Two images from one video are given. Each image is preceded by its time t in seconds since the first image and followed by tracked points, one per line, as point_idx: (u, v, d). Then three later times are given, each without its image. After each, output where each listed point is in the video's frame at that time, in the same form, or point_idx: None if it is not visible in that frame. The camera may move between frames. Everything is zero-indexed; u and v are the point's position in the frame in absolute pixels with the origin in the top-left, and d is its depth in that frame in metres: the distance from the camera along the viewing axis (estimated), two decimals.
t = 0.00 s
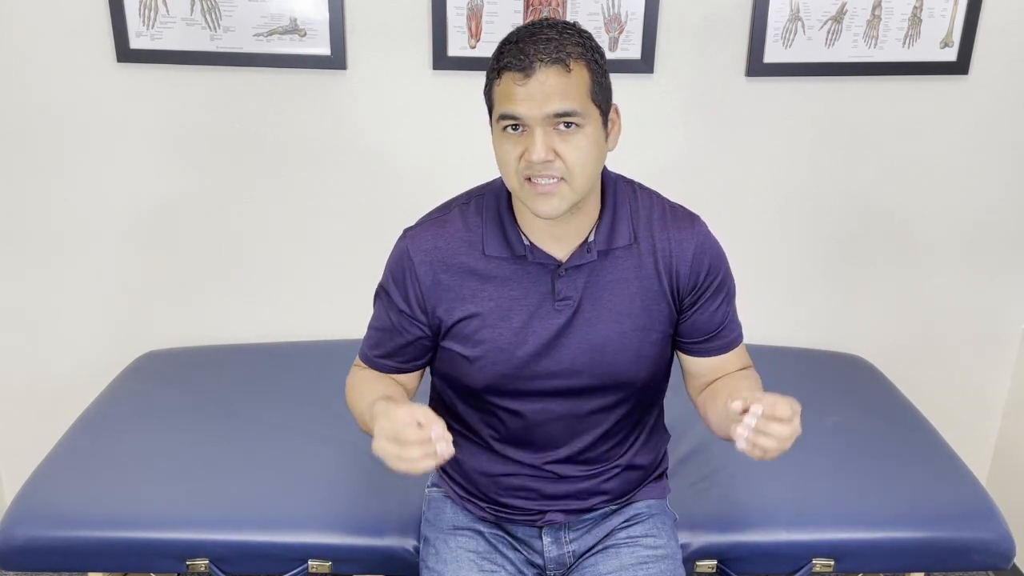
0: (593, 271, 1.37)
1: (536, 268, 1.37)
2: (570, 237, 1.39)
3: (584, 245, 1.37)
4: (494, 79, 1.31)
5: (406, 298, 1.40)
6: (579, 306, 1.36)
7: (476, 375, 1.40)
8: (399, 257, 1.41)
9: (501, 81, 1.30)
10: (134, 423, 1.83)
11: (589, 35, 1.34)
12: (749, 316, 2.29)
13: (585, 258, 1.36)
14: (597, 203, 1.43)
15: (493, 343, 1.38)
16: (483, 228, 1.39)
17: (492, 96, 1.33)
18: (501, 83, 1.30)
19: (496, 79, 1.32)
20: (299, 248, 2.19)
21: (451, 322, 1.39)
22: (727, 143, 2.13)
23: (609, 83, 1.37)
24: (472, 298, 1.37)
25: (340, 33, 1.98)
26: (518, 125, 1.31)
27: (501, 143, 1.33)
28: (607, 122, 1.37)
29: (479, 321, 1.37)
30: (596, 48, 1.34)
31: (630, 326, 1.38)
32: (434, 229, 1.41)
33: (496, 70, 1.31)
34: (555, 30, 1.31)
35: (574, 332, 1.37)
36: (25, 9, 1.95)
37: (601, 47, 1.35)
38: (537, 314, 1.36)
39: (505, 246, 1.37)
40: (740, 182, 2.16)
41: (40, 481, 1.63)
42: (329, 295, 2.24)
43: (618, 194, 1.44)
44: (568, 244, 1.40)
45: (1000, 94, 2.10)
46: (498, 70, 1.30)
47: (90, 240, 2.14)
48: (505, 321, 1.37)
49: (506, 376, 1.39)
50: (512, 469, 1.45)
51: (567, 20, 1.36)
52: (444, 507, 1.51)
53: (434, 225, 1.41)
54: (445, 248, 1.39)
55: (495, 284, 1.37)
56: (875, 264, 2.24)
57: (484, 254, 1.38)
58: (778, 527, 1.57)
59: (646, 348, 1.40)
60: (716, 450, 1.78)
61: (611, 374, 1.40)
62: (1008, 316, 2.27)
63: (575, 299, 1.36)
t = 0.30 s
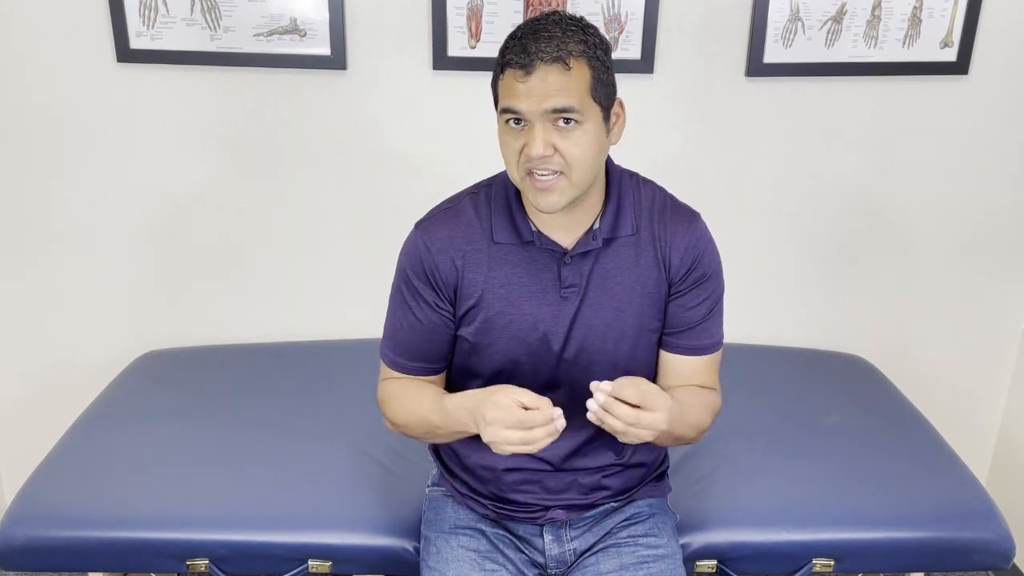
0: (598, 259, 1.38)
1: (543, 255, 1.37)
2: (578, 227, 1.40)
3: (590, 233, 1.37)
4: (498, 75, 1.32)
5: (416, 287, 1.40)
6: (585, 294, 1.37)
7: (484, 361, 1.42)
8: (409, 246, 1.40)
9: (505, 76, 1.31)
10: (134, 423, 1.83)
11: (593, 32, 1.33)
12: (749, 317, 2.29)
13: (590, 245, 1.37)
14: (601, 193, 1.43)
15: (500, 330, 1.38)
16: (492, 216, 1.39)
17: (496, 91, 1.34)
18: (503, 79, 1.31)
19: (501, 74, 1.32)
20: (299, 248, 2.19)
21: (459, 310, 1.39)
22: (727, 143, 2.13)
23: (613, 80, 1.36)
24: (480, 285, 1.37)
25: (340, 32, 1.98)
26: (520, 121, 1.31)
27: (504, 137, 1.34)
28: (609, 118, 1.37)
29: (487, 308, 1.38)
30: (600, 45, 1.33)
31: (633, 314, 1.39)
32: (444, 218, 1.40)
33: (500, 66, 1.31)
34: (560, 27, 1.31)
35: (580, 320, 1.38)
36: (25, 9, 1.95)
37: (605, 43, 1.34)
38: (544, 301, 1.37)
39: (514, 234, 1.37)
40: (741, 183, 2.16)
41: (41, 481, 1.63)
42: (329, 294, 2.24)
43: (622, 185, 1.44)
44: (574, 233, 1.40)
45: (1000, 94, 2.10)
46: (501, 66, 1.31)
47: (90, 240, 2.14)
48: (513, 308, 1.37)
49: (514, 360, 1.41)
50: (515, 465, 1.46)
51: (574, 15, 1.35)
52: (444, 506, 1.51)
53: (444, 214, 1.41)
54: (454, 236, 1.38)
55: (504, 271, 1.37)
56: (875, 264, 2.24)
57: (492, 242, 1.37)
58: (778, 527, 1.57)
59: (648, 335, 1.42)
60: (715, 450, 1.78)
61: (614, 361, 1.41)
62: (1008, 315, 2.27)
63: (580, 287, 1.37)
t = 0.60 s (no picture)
0: (596, 259, 1.38)
1: (540, 256, 1.37)
2: (574, 230, 1.39)
3: (587, 233, 1.38)
4: (498, 82, 1.32)
5: (413, 290, 1.40)
6: (583, 294, 1.37)
7: (482, 362, 1.42)
8: (406, 248, 1.40)
9: (504, 85, 1.30)
10: (134, 423, 1.83)
11: (594, 41, 1.32)
12: (749, 316, 2.29)
13: (588, 246, 1.37)
14: (598, 195, 1.43)
15: (497, 331, 1.39)
16: (489, 217, 1.39)
17: (495, 98, 1.33)
18: (503, 87, 1.30)
19: (500, 82, 1.32)
20: (299, 248, 2.19)
21: (457, 312, 1.39)
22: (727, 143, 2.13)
23: (613, 90, 1.35)
24: (477, 287, 1.37)
25: (340, 32, 1.98)
26: (518, 130, 1.31)
27: (502, 145, 1.34)
28: (607, 127, 1.37)
29: (484, 310, 1.38)
30: (600, 55, 1.32)
31: (631, 314, 1.39)
32: (441, 221, 1.40)
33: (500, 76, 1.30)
34: (560, 37, 1.30)
35: (578, 320, 1.38)
36: (26, 9, 1.95)
37: (606, 53, 1.33)
38: (542, 302, 1.37)
39: (510, 235, 1.37)
40: (741, 183, 2.16)
41: (40, 482, 1.63)
42: (329, 294, 2.24)
43: (619, 184, 1.44)
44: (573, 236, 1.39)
45: (1000, 94, 2.10)
46: (500, 76, 1.30)
47: (89, 240, 2.14)
48: (510, 308, 1.37)
49: (511, 361, 1.41)
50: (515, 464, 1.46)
51: (575, 22, 1.33)
52: (444, 506, 1.51)
53: (441, 216, 1.41)
54: (451, 238, 1.38)
55: (500, 273, 1.37)
56: (875, 264, 2.24)
57: (489, 243, 1.37)
58: (778, 527, 1.57)
59: (647, 335, 1.42)
60: (715, 450, 1.78)
61: (612, 361, 1.42)
62: (1008, 315, 2.27)
63: (578, 287, 1.37)
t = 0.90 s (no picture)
0: (594, 264, 1.38)
1: (537, 261, 1.37)
2: (572, 234, 1.39)
3: (586, 238, 1.37)
4: (500, 80, 1.32)
5: (410, 292, 1.40)
6: (580, 299, 1.37)
7: (478, 366, 1.42)
8: (403, 250, 1.40)
9: (507, 83, 1.30)
10: (133, 423, 1.83)
11: (597, 41, 1.33)
12: (749, 316, 2.29)
13: (586, 251, 1.37)
14: (598, 198, 1.43)
15: (495, 334, 1.39)
16: (487, 220, 1.39)
17: (497, 96, 1.33)
18: (505, 85, 1.31)
19: (502, 80, 1.32)
20: (299, 248, 2.19)
21: (454, 315, 1.39)
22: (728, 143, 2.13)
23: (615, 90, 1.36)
24: (474, 290, 1.37)
25: (340, 32, 1.98)
26: (521, 127, 1.31)
27: (504, 143, 1.34)
28: (609, 127, 1.37)
29: (481, 314, 1.38)
30: (604, 54, 1.33)
31: (628, 320, 1.39)
32: (439, 223, 1.40)
33: (502, 73, 1.31)
34: (564, 35, 1.30)
35: (575, 325, 1.38)
36: (25, 9, 1.95)
37: (609, 52, 1.34)
38: (540, 307, 1.37)
39: (508, 239, 1.37)
40: (741, 183, 2.16)
41: (40, 482, 1.63)
42: (329, 294, 2.24)
43: (619, 189, 1.44)
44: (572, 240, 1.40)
45: (1000, 94, 2.10)
46: (504, 73, 1.30)
47: (89, 240, 2.14)
48: (507, 313, 1.37)
49: (507, 365, 1.41)
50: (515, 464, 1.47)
51: (578, 21, 1.34)
52: (444, 507, 1.51)
53: (439, 219, 1.41)
54: (449, 241, 1.38)
55: (497, 277, 1.37)
56: (875, 264, 2.24)
57: (487, 246, 1.37)
58: (777, 528, 1.57)
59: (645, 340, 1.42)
60: (715, 451, 1.78)
61: (609, 366, 1.42)
62: (1008, 315, 2.27)
63: (575, 293, 1.37)
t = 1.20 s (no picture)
0: (595, 265, 1.38)
1: (538, 261, 1.37)
2: (574, 235, 1.39)
3: (586, 239, 1.37)
4: (504, 75, 1.32)
5: (410, 291, 1.40)
6: (581, 300, 1.37)
7: (478, 366, 1.42)
8: (404, 250, 1.40)
9: (511, 77, 1.31)
10: (133, 424, 1.83)
11: (601, 39, 1.34)
12: (749, 316, 2.29)
13: (587, 252, 1.37)
14: (599, 198, 1.43)
15: (495, 335, 1.38)
16: (488, 220, 1.39)
17: (501, 91, 1.34)
18: (510, 79, 1.31)
19: (506, 75, 1.32)
20: (299, 248, 2.19)
21: (455, 315, 1.39)
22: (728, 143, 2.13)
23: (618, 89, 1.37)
24: (475, 290, 1.37)
25: (340, 32, 1.98)
26: (525, 122, 1.31)
27: (507, 138, 1.34)
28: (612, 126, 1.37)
29: (481, 314, 1.38)
30: (607, 52, 1.34)
31: (629, 321, 1.39)
32: (439, 223, 1.40)
33: (507, 67, 1.31)
34: (569, 31, 1.31)
35: (576, 325, 1.38)
36: (25, 9, 1.95)
37: (612, 51, 1.35)
38: (541, 307, 1.37)
39: (509, 239, 1.37)
40: (740, 183, 2.16)
41: (40, 482, 1.63)
42: (329, 294, 2.24)
43: (619, 189, 1.44)
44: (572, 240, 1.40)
45: (999, 94, 2.10)
46: (509, 67, 1.31)
47: (89, 240, 2.14)
48: (508, 313, 1.37)
49: (506, 366, 1.41)
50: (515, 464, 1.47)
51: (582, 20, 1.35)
52: (444, 507, 1.51)
53: (440, 219, 1.41)
54: (449, 241, 1.38)
55: (498, 277, 1.37)
56: (875, 264, 2.24)
57: (488, 246, 1.37)
58: (778, 528, 1.57)
59: (646, 341, 1.42)
60: (716, 450, 1.78)
61: (610, 367, 1.42)
62: (1008, 315, 2.27)
63: (576, 293, 1.37)
